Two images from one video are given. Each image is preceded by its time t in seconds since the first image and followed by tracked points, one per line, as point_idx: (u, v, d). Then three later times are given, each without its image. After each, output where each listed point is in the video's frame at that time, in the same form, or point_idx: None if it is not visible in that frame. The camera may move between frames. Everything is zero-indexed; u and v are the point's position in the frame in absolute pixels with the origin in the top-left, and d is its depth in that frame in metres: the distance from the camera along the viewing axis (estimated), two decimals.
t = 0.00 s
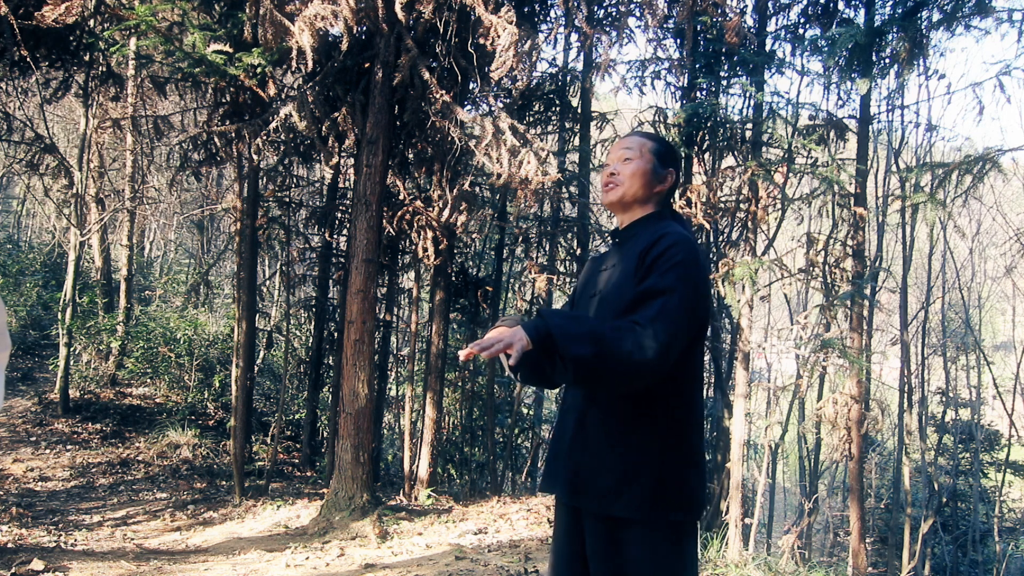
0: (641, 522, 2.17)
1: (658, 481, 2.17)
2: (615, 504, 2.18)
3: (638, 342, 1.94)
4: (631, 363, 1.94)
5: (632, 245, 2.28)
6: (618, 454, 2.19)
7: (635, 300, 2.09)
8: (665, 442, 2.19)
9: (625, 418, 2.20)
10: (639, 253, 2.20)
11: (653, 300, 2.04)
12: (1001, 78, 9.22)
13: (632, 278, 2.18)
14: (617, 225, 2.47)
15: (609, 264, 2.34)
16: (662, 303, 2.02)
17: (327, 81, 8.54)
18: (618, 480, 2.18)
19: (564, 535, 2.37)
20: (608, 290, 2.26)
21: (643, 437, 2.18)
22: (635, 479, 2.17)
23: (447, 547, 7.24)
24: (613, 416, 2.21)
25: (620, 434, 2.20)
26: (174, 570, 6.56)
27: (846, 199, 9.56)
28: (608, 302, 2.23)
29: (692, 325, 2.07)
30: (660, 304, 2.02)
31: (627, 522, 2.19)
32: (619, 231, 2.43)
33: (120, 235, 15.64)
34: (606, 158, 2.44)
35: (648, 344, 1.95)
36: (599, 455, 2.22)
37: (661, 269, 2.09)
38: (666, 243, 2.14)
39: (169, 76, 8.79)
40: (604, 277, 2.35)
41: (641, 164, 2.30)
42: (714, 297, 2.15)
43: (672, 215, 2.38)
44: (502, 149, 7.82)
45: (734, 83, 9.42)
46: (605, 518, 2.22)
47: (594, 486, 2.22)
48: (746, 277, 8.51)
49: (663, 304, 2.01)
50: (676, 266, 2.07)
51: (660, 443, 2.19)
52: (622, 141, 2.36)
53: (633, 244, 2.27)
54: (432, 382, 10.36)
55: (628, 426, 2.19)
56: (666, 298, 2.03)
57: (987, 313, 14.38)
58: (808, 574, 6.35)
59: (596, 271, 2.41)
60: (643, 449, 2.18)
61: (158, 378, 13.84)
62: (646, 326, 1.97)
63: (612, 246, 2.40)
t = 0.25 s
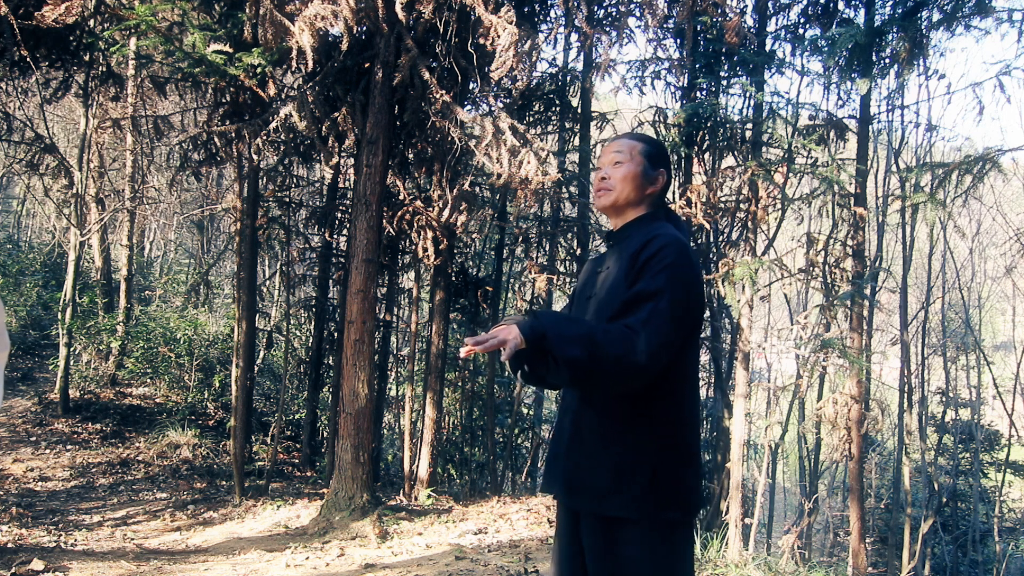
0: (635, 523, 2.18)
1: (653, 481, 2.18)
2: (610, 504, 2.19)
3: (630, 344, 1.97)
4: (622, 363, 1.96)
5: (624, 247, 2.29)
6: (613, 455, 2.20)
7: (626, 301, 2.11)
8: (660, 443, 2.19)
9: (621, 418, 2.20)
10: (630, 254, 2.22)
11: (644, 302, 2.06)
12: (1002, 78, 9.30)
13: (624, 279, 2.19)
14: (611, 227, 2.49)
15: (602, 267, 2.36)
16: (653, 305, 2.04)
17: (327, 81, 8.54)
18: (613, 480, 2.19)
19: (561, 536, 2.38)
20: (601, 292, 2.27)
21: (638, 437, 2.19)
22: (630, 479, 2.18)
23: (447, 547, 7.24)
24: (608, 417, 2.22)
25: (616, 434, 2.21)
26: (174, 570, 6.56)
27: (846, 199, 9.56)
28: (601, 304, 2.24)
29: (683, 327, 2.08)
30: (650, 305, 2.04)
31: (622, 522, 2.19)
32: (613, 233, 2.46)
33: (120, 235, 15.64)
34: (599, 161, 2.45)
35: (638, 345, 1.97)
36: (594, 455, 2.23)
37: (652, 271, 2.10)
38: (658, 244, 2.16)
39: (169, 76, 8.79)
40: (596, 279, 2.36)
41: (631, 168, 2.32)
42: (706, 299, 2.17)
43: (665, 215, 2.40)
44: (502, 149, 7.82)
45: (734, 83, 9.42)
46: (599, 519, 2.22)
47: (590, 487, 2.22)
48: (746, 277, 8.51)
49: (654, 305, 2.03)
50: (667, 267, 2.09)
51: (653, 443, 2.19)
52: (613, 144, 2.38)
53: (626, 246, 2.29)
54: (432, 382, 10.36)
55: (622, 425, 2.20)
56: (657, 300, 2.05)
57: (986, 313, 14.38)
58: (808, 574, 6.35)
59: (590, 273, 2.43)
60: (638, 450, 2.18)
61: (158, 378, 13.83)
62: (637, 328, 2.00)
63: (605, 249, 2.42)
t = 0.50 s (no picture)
0: (625, 518, 2.33)
1: (641, 477, 2.33)
2: (602, 502, 2.33)
3: (615, 349, 2.10)
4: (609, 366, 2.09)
5: (612, 251, 2.41)
6: (604, 455, 2.34)
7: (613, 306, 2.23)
8: (648, 444, 2.35)
9: (611, 420, 2.34)
10: (617, 259, 2.34)
11: (629, 307, 2.19)
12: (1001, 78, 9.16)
13: (610, 285, 2.31)
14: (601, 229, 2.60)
15: (591, 271, 2.48)
16: (638, 310, 2.17)
17: (327, 81, 8.54)
18: (604, 479, 2.33)
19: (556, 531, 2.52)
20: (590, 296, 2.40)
21: (627, 439, 2.34)
22: (619, 478, 2.33)
23: (447, 546, 7.24)
24: (599, 420, 2.36)
25: (606, 437, 2.35)
26: (174, 570, 6.56)
27: (846, 199, 9.57)
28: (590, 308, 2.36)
29: (667, 331, 2.21)
30: (636, 310, 2.17)
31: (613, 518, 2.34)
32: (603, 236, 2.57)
33: (120, 235, 15.63)
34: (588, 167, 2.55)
35: (623, 349, 2.10)
36: (587, 456, 2.37)
37: (637, 276, 2.23)
38: (642, 250, 2.28)
39: (169, 76, 8.78)
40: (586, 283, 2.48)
41: (620, 171, 2.42)
42: (690, 302, 2.30)
43: (652, 217, 2.52)
44: (502, 149, 7.82)
45: (734, 83, 9.42)
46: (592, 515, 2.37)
47: (583, 485, 2.37)
48: (746, 277, 8.51)
49: (638, 310, 2.16)
50: (651, 272, 2.22)
51: (641, 444, 2.34)
52: (602, 148, 2.48)
53: (613, 250, 2.41)
54: (432, 382, 10.36)
55: (613, 428, 2.34)
56: (641, 306, 2.17)
57: (987, 313, 14.38)
58: (808, 574, 6.35)
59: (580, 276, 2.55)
60: (627, 451, 2.33)
61: (158, 378, 13.83)
62: (621, 333, 2.13)
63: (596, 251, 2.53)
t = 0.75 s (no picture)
0: (618, 517, 2.35)
1: (633, 477, 2.35)
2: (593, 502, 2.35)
3: (601, 354, 2.12)
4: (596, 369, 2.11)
5: (597, 256, 2.43)
6: (595, 456, 2.35)
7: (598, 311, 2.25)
8: (638, 445, 2.35)
9: (601, 423, 2.35)
10: (601, 264, 2.35)
11: (614, 312, 2.20)
12: (1001, 78, 9.21)
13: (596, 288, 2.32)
14: (588, 232, 2.61)
15: (577, 276, 2.49)
16: (623, 314, 2.19)
17: (327, 81, 8.54)
18: (596, 479, 2.34)
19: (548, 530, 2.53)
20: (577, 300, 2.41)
21: (619, 441, 2.34)
22: (610, 479, 2.34)
23: (447, 547, 7.24)
24: (589, 422, 2.37)
25: (598, 439, 2.35)
26: (174, 570, 6.56)
27: (846, 199, 9.56)
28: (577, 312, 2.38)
29: (653, 333, 2.23)
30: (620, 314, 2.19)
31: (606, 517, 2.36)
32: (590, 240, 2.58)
33: (120, 235, 15.63)
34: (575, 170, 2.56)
35: (608, 354, 2.12)
36: (577, 457, 2.38)
37: (621, 280, 2.25)
38: (628, 254, 2.29)
39: (169, 76, 8.78)
40: (574, 286, 2.49)
41: (607, 176, 2.43)
42: (675, 303, 2.31)
43: (641, 221, 2.54)
44: (502, 149, 7.82)
45: (734, 83, 9.42)
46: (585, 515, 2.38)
47: (574, 486, 2.38)
48: (746, 277, 8.51)
49: (623, 315, 2.18)
50: (636, 276, 2.23)
51: (632, 445, 2.34)
52: (590, 151, 2.48)
53: (598, 255, 2.42)
54: (432, 382, 10.36)
55: (604, 430, 2.34)
56: (625, 309, 2.19)
57: (986, 313, 14.39)
58: (808, 574, 6.35)
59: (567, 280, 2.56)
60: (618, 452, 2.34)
61: (158, 378, 13.82)
62: (606, 338, 2.15)
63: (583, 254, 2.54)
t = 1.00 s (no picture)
0: (624, 517, 2.35)
1: (638, 477, 2.35)
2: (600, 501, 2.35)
3: (610, 356, 2.11)
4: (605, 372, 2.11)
5: (602, 256, 2.41)
6: (601, 456, 2.35)
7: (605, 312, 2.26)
8: (644, 446, 2.35)
9: (606, 423, 2.35)
10: (608, 264, 2.34)
11: (623, 314, 2.19)
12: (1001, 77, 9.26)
13: (603, 289, 2.31)
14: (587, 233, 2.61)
15: (581, 275, 2.48)
16: (632, 317, 2.18)
17: (327, 81, 8.54)
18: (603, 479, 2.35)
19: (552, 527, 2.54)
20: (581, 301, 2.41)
21: (624, 441, 2.34)
22: (616, 479, 2.35)
23: (447, 547, 7.24)
24: (596, 422, 2.37)
25: (604, 440, 2.36)
26: (174, 570, 6.56)
27: (846, 199, 9.57)
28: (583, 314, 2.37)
29: (661, 334, 2.22)
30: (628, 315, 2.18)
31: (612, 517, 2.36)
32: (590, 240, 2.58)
33: (120, 235, 15.64)
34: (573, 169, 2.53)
35: (617, 357, 2.12)
36: (584, 456, 2.38)
37: (629, 282, 2.24)
38: (635, 254, 2.28)
39: (169, 76, 8.78)
40: (574, 285, 2.49)
41: (606, 176, 2.42)
42: (682, 304, 2.30)
43: (640, 220, 2.53)
44: (502, 149, 7.82)
45: (734, 83, 9.43)
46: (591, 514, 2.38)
47: (581, 485, 2.38)
48: (746, 277, 8.52)
49: (632, 317, 2.17)
50: (643, 277, 2.22)
51: (639, 446, 2.35)
52: (587, 150, 2.46)
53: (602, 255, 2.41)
54: (432, 382, 10.36)
55: (609, 431, 2.35)
56: (635, 311, 2.18)
57: (987, 313, 14.39)
58: (809, 574, 6.35)
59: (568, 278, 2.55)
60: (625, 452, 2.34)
61: (158, 378, 13.82)
62: (614, 340, 2.14)
63: (584, 253, 2.53)
